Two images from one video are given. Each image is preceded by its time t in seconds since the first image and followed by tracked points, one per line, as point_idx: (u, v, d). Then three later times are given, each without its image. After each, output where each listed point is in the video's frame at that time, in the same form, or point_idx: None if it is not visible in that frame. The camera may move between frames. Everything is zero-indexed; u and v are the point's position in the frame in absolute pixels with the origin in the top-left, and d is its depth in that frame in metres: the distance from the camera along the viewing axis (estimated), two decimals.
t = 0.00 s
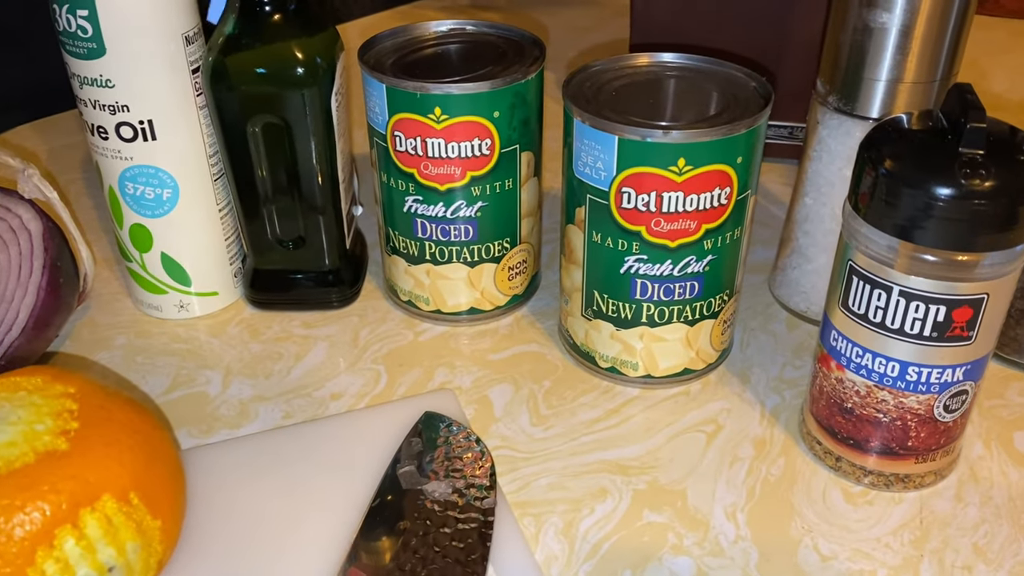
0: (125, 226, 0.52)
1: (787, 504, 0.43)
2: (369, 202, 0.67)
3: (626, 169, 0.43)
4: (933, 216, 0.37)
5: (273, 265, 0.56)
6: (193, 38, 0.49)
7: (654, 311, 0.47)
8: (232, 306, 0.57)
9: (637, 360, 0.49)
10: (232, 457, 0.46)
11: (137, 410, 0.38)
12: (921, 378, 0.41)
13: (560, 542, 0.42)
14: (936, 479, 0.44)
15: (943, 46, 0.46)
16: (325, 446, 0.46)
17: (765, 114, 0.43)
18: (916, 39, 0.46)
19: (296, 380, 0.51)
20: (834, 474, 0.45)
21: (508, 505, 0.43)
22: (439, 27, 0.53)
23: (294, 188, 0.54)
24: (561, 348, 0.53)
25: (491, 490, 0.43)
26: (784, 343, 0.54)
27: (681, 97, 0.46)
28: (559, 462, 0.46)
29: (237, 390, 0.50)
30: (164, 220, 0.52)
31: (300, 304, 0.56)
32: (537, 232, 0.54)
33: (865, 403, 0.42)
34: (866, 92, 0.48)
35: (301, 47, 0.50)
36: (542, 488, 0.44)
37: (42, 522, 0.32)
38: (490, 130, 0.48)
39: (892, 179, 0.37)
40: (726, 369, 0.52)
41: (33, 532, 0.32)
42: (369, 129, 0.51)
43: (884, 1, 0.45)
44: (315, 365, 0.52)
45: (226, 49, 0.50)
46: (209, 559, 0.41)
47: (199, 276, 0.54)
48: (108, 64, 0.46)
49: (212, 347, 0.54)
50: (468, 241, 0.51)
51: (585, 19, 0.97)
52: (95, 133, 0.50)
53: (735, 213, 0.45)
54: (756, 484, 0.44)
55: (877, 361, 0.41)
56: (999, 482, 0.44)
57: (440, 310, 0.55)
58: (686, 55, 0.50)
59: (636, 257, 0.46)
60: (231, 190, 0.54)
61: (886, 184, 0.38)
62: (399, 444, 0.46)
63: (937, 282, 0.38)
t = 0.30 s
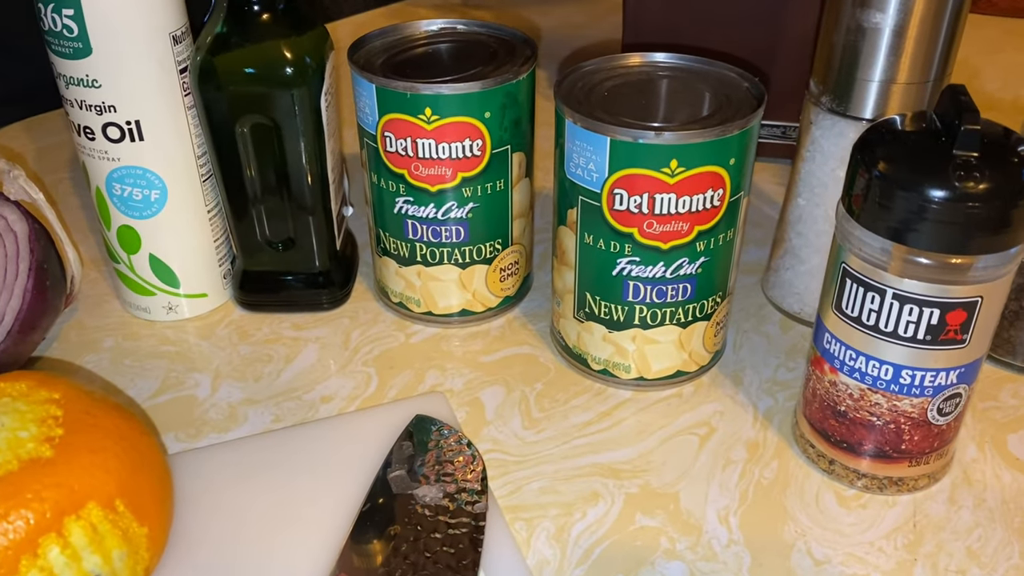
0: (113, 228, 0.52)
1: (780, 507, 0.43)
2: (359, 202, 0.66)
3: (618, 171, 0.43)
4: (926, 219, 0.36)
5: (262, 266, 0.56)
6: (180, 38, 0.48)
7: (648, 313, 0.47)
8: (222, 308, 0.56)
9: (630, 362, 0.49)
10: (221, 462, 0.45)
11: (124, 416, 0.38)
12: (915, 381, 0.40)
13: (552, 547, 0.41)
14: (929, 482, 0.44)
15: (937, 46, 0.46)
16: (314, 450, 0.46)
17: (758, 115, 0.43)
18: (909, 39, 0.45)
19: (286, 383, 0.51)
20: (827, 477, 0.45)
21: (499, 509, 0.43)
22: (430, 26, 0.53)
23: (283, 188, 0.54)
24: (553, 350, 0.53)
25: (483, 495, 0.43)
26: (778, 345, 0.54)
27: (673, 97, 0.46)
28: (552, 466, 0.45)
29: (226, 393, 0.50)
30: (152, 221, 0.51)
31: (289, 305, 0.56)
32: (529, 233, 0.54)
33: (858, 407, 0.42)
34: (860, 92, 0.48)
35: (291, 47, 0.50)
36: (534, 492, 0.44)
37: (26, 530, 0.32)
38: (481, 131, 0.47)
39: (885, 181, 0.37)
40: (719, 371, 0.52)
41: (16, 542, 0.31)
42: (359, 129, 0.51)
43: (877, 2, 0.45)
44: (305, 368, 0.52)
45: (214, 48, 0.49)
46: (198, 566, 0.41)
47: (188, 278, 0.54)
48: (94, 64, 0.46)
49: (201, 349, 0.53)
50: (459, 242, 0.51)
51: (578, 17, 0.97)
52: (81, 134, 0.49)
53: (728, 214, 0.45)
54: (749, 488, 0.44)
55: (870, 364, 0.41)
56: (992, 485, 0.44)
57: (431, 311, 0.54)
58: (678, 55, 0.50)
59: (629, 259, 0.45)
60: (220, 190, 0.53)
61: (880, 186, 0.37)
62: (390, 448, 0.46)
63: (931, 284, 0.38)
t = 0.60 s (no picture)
0: (111, 231, 0.52)
1: (776, 510, 0.43)
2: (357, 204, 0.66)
3: (615, 175, 0.43)
4: (922, 224, 0.37)
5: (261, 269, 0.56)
6: (179, 42, 0.48)
7: (645, 316, 0.47)
8: (220, 311, 0.57)
9: (628, 365, 0.49)
10: (220, 465, 0.45)
11: (124, 420, 0.38)
12: (910, 384, 0.41)
13: (549, 550, 0.41)
14: (924, 484, 0.44)
15: (933, 52, 0.46)
16: (312, 453, 0.46)
17: (755, 120, 0.43)
18: (905, 45, 0.46)
19: (284, 386, 0.51)
20: (823, 480, 0.45)
21: (497, 511, 0.43)
22: (428, 29, 0.53)
23: (281, 191, 0.54)
24: (550, 352, 0.53)
25: (481, 497, 0.43)
26: (774, 348, 0.54)
27: (669, 102, 0.46)
28: (549, 468, 0.45)
29: (225, 396, 0.50)
30: (150, 224, 0.51)
31: (288, 308, 0.56)
32: (526, 236, 0.54)
33: (854, 410, 0.42)
34: (856, 97, 0.48)
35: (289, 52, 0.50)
36: (531, 495, 0.44)
37: (26, 535, 0.32)
38: (479, 136, 0.48)
39: (881, 187, 0.37)
40: (715, 374, 0.52)
41: (16, 546, 0.32)
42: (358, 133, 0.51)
43: (873, 7, 0.45)
44: (304, 371, 0.52)
45: (213, 52, 0.49)
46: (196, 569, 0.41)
47: (187, 281, 0.54)
48: (93, 68, 0.46)
49: (199, 352, 0.53)
50: (457, 246, 0.51)
51: (575, 19, 0.97)
52: (80, 137, 0.49)
53: (724, 218, 0.45)
54: (745, 491, 0.44)
55: (866, 367, 0.41)
56: (987, 488, 0.45)
57: (429, 314, 0.54)
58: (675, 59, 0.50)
59: (626, 263, 0.46)
60: (218, 194, 0.53)
61: (876, 192, 0.38)
62: (388, 451, 0.46)
63: (926, 288, 0.38)
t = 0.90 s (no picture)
0: (117, 238, 0.53)
1: (767, 511, 0.44)
2: (358, 211, 0.68)
3: (610, 184, 0.44)
4: (907, 233, 0.38)
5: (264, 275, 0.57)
6: (184, 53, 0.49)
7: (640, 322, 0.48)
8: (223, 316, 0.58)
9: (623, 368, 0.50)
10: (224, 467, 0.47)
11: (131, 422, 0.39)
12: (896, 388, 0.42)
13: (545, 550, 0.43)
14: (912, 486, 0.45)
15: (921, 64, 0.47)
16: (314, 456, 0.47)
17: (746, 130, 0.44)
18: (894, 57, 0.47)
19: (286, 390, 0.52)
20: (813, 483, 0.46)
21: (494, 513, 0.44)
22: (429, 40, 0.54)
23: (284, 199, 0.55)
24: (547, 357, 0.54)
25: (478, 498, 0.44)
26: (766, 353, 0.55)
27: (664, 113, 0.47)
28: (546, 470, 0.47)
29: (228, 399, 0.51)
30: (156, 231, 0.52)
31: (290, 313, 0.57)
32: (524, 243, 0.55)
33: (843, 413, 0.43)
34: (845, 109, 0.49)
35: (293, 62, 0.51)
36: (528, 496, 0.45)
37: (38, 533, 0.33)
38: (478, 146, 0.49)
39: (867, 197, 0.38)
40: (708, 378, 0.53)
41: (29, 543, 0.33)
42: (359, 142, 0.52)
43: (862, 20, 0.46)
44: (306, 374, 0.53)
45: (218, 64, 0.50)
46: (200, 570, 0.42)
47: (191, 287, 0.55)
48: (101, 79, 0.47)
49: (203, 356, 0.54)
50: (456, 253, 0.52)
51: (574, 28, 0.98)
52: (86, 146, 0.50)
53: (717, 226, 0.46)
54: (737, 492, 0.45)
55: (854, 372, 0.42)
56: (973, 490, 0.46)
57: (429, 319, 0.55)
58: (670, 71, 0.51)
59: (621, 270, 0.47)
60: (222, 201, 0.55)
61: (862, 201, 0.39)
62: (388, 454, 0.47)
63: (912, 296, 0.39)
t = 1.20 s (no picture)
0: (138, 244, 0.56)
1: (752, 503, 0.47)
2: (366, 219, 0.71)
3: (604, 195, 0.47)
4: (878, 241, 0.40)
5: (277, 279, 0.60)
6: (204, 70, 0.53)
7: (633, 324, 0.51)
8: (238, 319, 0.61)
9: (617, 368, 0.53)
10: (239, 461, 0.49)
11: (157, 415, 0.42)
12: (872, 386, 0.44)
13: (542, 537, 0.45)
14: (889, 480, 0.48)
15: (898, 82, 0.50)
16: (324, 450, 0.50)
17: (732, 144, 0.47)
18: (873, 76, 0.50)
19: (298, 388, 0.55)
20: (795, 477, 0.49)
21: (495, 503, 0.47)
22: (435, 58, 0.57)
23: (297, 207, 0.58)
24: (545, 358, 0.57)
25: (478, 489, 0.47)
26: (754, 355, 0.58)
27: (656, 126, 0.50)
28: (544, 464, 0.49)
29: (243, 397, 0.54)
30: (175, 238, 0.55)
31: (302, 316, 0.60)
32: (524, 250, 0.58)
33: (822, 410, 0.46)
34: (828, 125, 0.52)
35: (306, 78, 0.54)
36: (526, 488, 0.48)
37: (74, 514, 0.36)
38: (480, 158, 0.52)
39: (843, 208, 0.41)
40: (698, 378, 0.56)
41: (66, 524, 0.35)
42: (368, 154, 0.55)
43: (842, 41, 0.49)
44: (317, 374, 0.56)
45: (235, 80, 0.53)
46: (215, 557, 0.44)
47: (208, 291, 0.58)
48: (126, 94, 0.50)
49: (219, 357, 0.57)
50: (460, 259, 0.55)
51: (574, 41, 1.02)
52: (111, 158, 0.53)
53: (705, 235, 0.49)
54: (723, 485, 0.48)
55: (833, 372, 0.45)
56: (946, 483, 0.48)
57: (434, 321, 0.58)
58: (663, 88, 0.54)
59: (615, 275, 0.50)
60: (238, 210, 0.58)
61: (838, 211, 0.41)
62: (394, 448, 0.50)
63: (884, 300, 0.42)
